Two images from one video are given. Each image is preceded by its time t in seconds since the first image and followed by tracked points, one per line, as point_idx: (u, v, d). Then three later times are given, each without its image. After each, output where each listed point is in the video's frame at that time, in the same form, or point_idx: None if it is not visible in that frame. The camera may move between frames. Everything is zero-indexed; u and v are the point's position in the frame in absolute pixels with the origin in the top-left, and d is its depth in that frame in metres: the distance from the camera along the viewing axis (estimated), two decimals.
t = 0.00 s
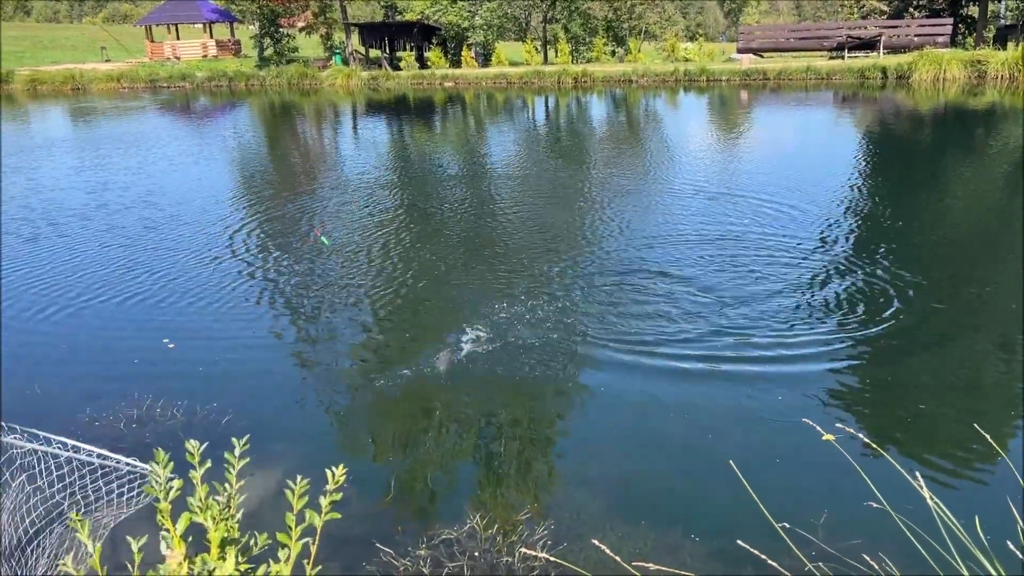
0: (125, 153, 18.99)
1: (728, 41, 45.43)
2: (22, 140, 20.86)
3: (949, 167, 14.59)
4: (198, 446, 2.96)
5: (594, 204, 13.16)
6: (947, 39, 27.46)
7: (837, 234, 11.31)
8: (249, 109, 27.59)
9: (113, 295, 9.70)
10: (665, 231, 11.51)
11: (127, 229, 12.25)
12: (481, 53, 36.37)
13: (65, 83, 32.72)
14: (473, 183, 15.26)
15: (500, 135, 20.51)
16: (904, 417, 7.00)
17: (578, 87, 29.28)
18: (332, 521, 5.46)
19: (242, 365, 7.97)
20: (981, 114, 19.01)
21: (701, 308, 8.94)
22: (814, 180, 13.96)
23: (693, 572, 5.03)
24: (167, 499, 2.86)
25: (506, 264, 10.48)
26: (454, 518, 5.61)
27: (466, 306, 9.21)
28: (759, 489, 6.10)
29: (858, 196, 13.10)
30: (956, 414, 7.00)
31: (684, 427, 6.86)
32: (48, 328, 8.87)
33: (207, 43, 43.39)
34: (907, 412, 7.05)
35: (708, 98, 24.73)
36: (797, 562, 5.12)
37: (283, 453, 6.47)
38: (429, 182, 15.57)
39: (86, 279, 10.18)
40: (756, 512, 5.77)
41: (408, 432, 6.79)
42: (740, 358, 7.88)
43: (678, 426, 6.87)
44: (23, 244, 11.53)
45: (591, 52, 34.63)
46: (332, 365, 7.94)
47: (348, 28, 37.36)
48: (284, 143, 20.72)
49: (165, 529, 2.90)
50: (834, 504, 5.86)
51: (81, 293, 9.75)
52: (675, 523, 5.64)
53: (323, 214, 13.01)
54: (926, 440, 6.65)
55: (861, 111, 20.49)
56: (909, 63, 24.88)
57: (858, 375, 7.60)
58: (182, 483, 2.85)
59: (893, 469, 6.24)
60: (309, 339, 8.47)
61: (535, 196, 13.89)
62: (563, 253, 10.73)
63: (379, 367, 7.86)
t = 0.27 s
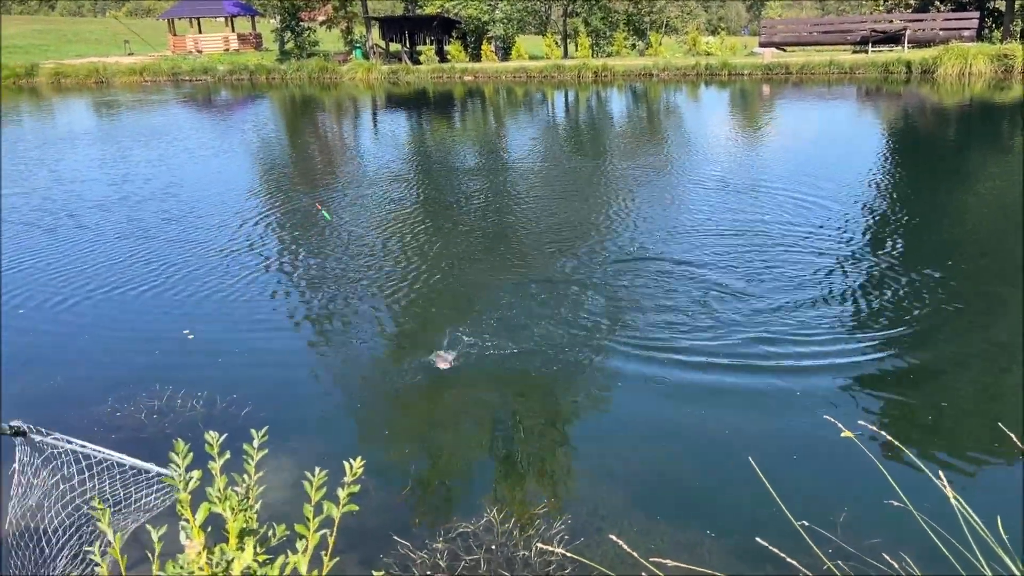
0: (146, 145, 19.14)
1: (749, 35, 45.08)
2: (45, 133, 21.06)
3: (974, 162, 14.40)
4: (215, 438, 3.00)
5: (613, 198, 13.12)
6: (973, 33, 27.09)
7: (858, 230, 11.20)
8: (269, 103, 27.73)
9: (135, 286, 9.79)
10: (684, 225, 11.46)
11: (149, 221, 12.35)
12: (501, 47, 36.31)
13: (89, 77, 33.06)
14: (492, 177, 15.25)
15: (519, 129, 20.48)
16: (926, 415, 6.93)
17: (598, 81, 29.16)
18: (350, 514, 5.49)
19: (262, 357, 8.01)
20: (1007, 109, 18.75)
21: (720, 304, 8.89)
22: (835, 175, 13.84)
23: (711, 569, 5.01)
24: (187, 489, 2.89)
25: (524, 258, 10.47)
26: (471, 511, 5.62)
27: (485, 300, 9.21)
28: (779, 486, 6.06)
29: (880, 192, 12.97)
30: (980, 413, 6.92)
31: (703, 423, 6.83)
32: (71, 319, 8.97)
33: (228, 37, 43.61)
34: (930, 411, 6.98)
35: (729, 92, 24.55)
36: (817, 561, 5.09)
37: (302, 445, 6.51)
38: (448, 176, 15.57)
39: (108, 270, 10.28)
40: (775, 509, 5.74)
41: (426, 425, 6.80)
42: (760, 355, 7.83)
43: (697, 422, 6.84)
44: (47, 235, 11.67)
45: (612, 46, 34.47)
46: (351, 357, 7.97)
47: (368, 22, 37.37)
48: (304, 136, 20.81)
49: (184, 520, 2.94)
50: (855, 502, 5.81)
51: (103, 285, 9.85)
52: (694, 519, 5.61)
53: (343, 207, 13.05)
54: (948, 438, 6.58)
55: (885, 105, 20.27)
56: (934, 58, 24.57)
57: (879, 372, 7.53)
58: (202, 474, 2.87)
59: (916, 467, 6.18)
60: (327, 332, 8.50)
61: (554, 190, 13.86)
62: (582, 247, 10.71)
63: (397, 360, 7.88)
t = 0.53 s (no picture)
0: (174, 138, 19.34)
1: (776, 29, 44.66)
2: (75, 125, 21.35)
3: (1005, 159, 14.18)
4: (241, 429, 3.06)
5: (636, 193, 13.08)
6: (1005, 27, 26.66)
7: (885, 227, 11.08)
8: (295, 96, 27.91)
9: (162, 277, 9.90)
10: (708, 221, 11.40)
11: (175, 213, 12.49)
12: (525, 41, 36.26)
13: (117, 70, 33.51)
14: (515, 171, 15.26)
15: (542, 123, 20.47)
16: (954, 415, 6.84)
17: (622, 75, 29.04)
18: (373, 506, 5.51)
19: (286, 349, 8.07)
20: None
21: (744, 301, 8.84)
22: (863, 171, 13.68)
23: (733, 566, 4.99)
24: (211, 478, 2.92)
25: (547, 252, 10.48)
26: (492, 504, 5.63)
27: (507, 294, 9.21)
28: (803, 484, 6.01)
29: (908, 189, 12.82)
30: (1009, 414, 6.82)
31: (726, 420, 6.79)
32: (99, 309, 9.09)
33: (254, 30, 43.94)
34: (958, 411, 6.89)
35: (755, 87, 24.37)
36: (842, 560, 5.04)
37: (325, 436, 6.55)
38: (471, 170, 15.60)
39: (136, 261, 10.41)
40: (799, 507, 5.69)
41: (448, 419, 6.82)
42: (783, 352, 7.78)
43: (721, 419, 6.81)
44: (77, 226, 11.85)
45: (637, 40, 34.31)
46: (375, 350, 8.01)
47: (393, 16, 37.47)
48: (329, 129, 20.94)
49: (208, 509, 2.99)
50: (881, 502, 5.75)
51: (131, 275, 9.97)
52: (717, 517, 5.58)
53: (366, 200, 13.12)
54: (977, 439, 6.49)
55: (914, 100, 20.01)
56: (965, 52, 24.22)
57: (906, 372, 7.44)
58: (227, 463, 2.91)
59: (944, 467, 6.10)
60: (351, 325, 8.54)
61: (578, 184, 13.84)
62: (604, 242, 10.68)
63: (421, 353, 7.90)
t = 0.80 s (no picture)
0: (205, 130, 19.54)
1: (809, 22, 44.06)
2: (108, 117, 21.63)
3: None
4: (273, 419, 3.10)
5: (665, 188, 12.99)
6: None
7: (918, 225, 10.92)
8: (325, 89, 28.08)
9: (193, 267, 10.02)
10: (738, 216, 11.30)
11: (206, 204, 12.63)
12: (554, 34, 36.13)
13: (151, 63, 34.10)
14: (543, 165, 15.23)
15: (571, 117, 20.40)
16: (991, 416, 6.71)
17: (652, 68, 28.82)
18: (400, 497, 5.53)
19: (315, 340, 8.12)
20: None
21: (774, 298, 8.74)
22: (897, 168, 13.48)
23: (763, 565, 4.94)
24: (243, 467, 2.95)
25: (574, 246, 10.45)
26: (518, 498, 5.62)
27: (534, 288, 9.20)
28: (834, 484, 5.94)
29: (943, 186, 12.61)
30: None
31: (756, 418, 6.72)
32: (132, 298, 9.21)
33: (285, 24, 44.22)
34: (995, 412, 6.76)
35: (787, 81, 24.07)
36: (874, 561, 4.98)
37: (353, 427, 6.58)
38: (499, 164, 15.58)
39: (168, 251, 10.53)
40: (830, 506, 5.63)
41: (475, 412, 6.82)
42: (814, 350, 7.69)
43: (750, 417, 6.74)
44: (110, 216, 12.02)
45: (667, 33, 34.03)
46: (403, 342, 8.03)
47: (422, 9, 37.50)
48: (358, 122, 21.04)
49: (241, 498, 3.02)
50: (914, 503, 5.66)
51: (163, 265, 10.09)
52: (746, 515, 5.53)
53: (395, 193, 13.17)
54: (1014, 440, 6.37)
55: (950, 96, 19.65)
56: (1004, 46, 23.71)
57: (940, 372, 7.32)
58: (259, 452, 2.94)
59: (982, 469, 5.98)
60: (379, 317, 8.57)
61: (606, 179, 13.77)
62: (632, 236, 10.63)
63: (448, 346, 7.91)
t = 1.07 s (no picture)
0: (243, 122, 19.77)
1: (850, 16, 43.36)
2: (149, 109, 21.95)
3: None
4: (307, 409, 3.16)
5: (699, 183, 12.90)
6: None
7: (959, 224, 10.72)
8: (361, 82, 28.29)
9: (229, 257, 10.15)
10: (772, 213, 11.20)
11: (243, 195, 12.80)
12: (590, 27, 35.95)
13: (191, 56, 35.01)
14: (577, 159, 15.21)
15: (606, 111, 20.32)
16: None
17: (689, 62, 28.57)
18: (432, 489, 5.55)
19: (348, 331, 8.17)
20: None
21: (808, 296, 8.64)
22: (938, 165, 13.22)
23: (796, 565, 4.89)
24: (278, 457, 3.01)
25: (607, 241, 10.42)
26: (548, 493, 5.62)
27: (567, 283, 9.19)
28: (871, 486, 5.85)
29: (985, 185, 12.36)
30: None
31: (790, 417, 6.65)
32: (170, 288, 9.34)
33: (321, 16, 44.51)
34: None
35: (826, 75, 23.73)
36: (911, 564, 4.89)
37: (385, 419, 6.61)
38: (533, 157, 15.55)
39: (205, 242, 10.67)
40: (866, 508, 5.55)
41: (506, 406, 6.82)
42: (850, 350, 7.59)
43: (784, 416, 6.67)
44: (150, 206, 12.22)
45: (705, 27, 33.71)
46: (436, 334, 8.05)
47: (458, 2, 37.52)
48: (394, 115, 21.18)
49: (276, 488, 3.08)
50: (953, 507, 5.56)
51: (200, 255, 10.23)
52: (777, 514, 5.49)
53: (428, 186, 13.23)
54: None
55: (995, 91, 19.23)
56: None
57: (981, 375, 7.18)
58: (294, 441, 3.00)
59: None
60: (411, 309, 8.60)
61: (640, 173, 13.70)
62: (666, 232, 10.58)
63: (480, 340, 7.92)
